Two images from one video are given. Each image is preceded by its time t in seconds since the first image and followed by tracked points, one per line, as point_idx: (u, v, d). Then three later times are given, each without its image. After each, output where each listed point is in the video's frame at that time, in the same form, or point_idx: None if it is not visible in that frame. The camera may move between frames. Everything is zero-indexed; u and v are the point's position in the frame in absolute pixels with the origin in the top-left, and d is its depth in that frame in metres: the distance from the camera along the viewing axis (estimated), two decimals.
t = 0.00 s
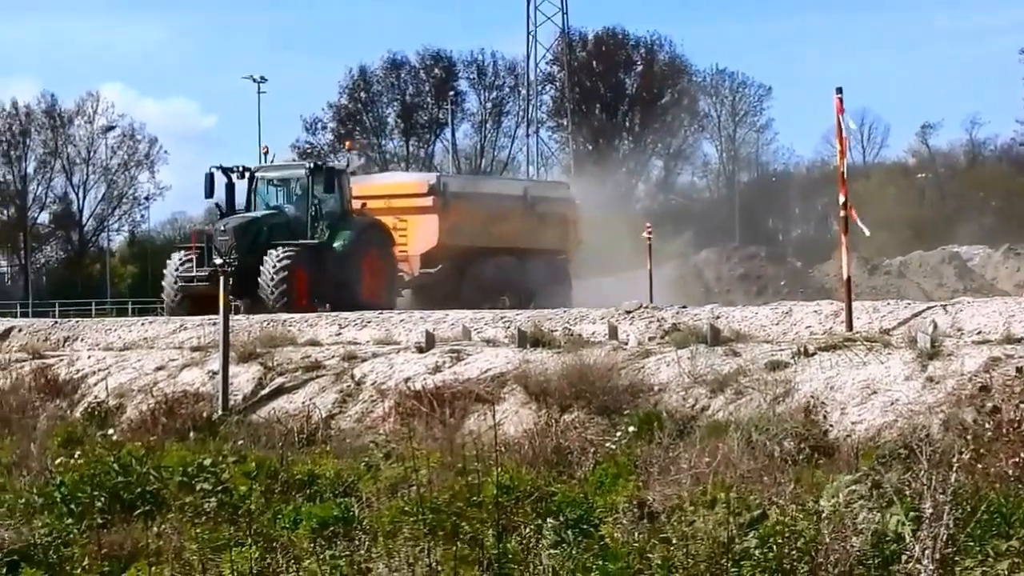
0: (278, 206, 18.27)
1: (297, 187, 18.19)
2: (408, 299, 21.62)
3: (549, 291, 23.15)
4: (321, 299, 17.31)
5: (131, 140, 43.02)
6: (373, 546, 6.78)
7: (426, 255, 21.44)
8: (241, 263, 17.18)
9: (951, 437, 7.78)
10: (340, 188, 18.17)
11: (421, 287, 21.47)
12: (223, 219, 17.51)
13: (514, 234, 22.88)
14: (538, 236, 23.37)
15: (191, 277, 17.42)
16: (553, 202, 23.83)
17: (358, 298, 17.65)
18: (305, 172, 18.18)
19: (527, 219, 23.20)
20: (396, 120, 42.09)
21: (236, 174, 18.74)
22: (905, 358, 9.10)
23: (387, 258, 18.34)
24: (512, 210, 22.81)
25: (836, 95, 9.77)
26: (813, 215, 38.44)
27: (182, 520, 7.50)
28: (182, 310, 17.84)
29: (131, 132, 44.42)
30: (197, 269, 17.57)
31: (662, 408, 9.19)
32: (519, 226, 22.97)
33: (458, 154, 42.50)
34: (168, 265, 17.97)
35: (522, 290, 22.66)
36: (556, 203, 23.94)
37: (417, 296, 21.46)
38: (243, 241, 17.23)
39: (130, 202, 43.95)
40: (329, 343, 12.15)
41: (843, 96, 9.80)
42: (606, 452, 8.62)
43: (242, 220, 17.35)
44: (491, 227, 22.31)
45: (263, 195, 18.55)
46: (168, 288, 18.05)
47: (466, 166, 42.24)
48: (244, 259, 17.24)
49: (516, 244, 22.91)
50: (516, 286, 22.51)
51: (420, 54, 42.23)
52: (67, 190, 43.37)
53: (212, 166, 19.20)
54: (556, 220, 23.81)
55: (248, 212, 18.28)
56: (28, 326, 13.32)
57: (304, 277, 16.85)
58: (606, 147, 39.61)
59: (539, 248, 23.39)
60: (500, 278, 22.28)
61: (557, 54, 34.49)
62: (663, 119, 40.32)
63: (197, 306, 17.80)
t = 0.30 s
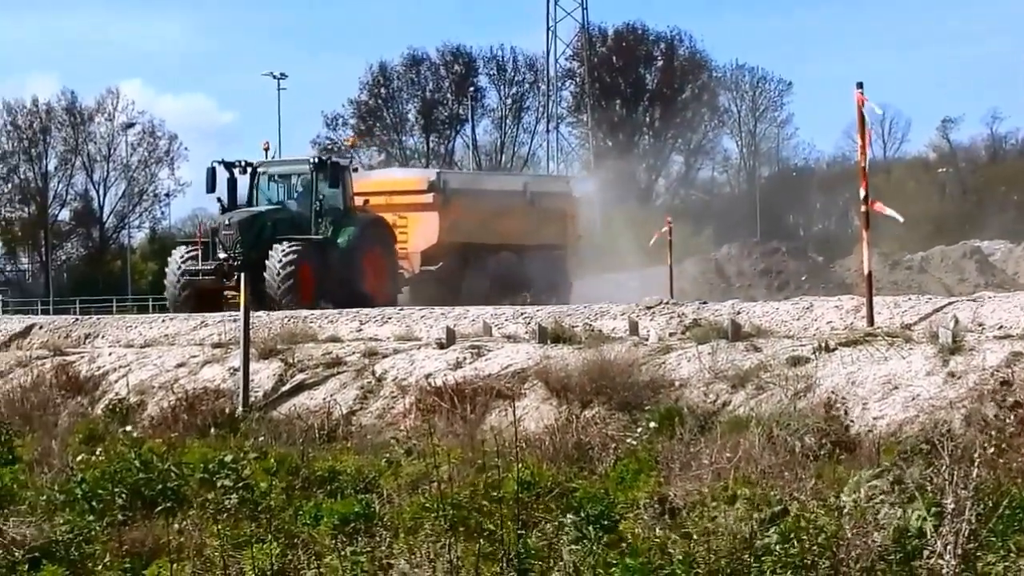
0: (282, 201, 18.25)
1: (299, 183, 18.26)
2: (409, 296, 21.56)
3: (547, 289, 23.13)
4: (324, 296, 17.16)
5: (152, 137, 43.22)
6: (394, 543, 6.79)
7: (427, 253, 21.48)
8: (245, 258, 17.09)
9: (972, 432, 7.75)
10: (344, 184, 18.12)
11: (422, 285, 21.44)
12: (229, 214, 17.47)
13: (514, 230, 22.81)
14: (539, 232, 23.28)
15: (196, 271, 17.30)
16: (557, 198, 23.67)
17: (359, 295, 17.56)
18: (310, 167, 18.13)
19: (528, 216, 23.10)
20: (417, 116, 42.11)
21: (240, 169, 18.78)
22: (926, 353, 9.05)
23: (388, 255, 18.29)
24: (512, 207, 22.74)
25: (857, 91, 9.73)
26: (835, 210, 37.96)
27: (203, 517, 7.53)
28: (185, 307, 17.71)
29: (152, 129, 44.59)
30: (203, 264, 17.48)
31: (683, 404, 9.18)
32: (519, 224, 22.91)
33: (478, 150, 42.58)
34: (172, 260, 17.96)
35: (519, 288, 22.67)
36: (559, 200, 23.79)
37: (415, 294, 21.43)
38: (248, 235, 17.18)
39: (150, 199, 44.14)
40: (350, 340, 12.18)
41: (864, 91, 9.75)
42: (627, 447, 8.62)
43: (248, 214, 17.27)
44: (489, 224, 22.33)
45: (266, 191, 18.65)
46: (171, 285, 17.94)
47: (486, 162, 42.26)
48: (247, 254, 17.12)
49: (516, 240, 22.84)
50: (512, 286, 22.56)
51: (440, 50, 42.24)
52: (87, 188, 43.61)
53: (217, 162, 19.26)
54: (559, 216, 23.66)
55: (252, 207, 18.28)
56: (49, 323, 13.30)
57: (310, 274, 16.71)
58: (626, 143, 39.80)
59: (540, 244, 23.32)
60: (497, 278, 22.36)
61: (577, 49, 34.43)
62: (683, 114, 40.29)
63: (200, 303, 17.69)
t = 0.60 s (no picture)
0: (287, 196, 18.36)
1: (302, 179, 18.39)
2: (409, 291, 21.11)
3: (549, 282, 23.10)
4: (333, 290, 16.90)
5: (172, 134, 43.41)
6: (415, 539, 6.81)
7: (429, 247, 21.03)
8: (253, 254, 17.15)
9: (995, 426, 7.71)
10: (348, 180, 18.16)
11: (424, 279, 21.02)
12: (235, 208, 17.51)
13: (512, 224, 22.61)
14: (537, 226, 23.29)
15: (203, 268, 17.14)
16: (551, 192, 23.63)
17: (366, 289, 17.31)
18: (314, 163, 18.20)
19: (529, 210, 23.12)
20: (437, 112, 42.14)
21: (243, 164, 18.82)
22: (948, 348, 9.02)
23: (393, 251, 18.14)
24: (514, 201, 22.68)
25: (878, 85, 9.67)
26: (857, 205, 37.92)
27: (224, 513, 7.55)
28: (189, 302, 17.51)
29: (173, 126, 44.74)
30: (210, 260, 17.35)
31: (704, 399, 9.16)
32: (520, 218, 22.88)
33: (498, 146, 42.59)
34: (177, 258, 17.77)
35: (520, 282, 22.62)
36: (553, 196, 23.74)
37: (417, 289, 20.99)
38: (255, 231, 17.24)
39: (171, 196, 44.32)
40: (370, 336, 12.19)
41: (885, 85, 9.70)
42: (648, 443, 8.61)
43: (254, 211, 17.31)
44: (491, 218, 22.08)
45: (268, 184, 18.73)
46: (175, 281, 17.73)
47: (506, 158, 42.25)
48: (255, 250, 17.20)
49: (513, 234, 22.64)
50: (514, 280, 22.48)
51: (460, 46, 42.22)
52: (108, 185, 43.83)
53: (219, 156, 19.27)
54: (558, 209, 23.86)
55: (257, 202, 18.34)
56: (70, 320, 13.32)
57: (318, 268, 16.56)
58: (647, 138, 39.59)
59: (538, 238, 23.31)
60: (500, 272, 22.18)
61: (596, 44, 34.30)
62: (704, 109, 39.80)
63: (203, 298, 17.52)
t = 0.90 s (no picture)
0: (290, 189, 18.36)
1: (303, 173, 18.41)
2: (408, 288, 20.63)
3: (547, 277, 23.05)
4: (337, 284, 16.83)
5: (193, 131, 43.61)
6: (436, 534, 6.82)
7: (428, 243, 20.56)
8: (259, 250, 17.25)
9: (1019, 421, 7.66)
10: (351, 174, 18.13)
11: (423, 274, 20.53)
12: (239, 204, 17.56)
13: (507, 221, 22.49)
14: (532, 222, 23.33)
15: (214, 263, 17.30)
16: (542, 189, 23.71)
17: (370, 282, 17.25)
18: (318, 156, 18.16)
19: (525, 206, 23.19)
20: (458, 108, 42.20)
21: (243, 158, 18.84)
22: (970, 342, 8.97)
23: (397, 244, 18.03)
24: (511, 196, 22.69)
25: (897, 78, 9.64)
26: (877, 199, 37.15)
27: (246, 509, 7.58)
28: (196, 296, 17.71)
29: (193, 123, 44.89)
30: (219, 255, 17.47)
31: (725, 394, 9.13)
32: (517, 214, 22.89)
33: (519, 141, 42.63)
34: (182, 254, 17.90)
35: (519, 278, 22.51)
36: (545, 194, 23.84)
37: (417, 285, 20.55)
38: (262, 226, 17.28)
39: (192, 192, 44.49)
40: (391, 332, 12.21)
41: (905, 79, 9.66)
42: (669, 438, 8.59)
43: (261, 206, 17.35)
44: (488, 214, 21.93)
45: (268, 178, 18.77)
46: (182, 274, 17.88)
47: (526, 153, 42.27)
48: (261, 246, 17.26)
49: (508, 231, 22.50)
50: (512, 276, 22.31)
51: (479, 41, 42.25)
52: (129, 181, 44.06)
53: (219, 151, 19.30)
54: (551, 206, 23.98)
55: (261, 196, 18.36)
56: (91, 317, 13.39)
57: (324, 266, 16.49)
58: (667, 133, 39.62)
59: (534, 235, 23.32)
60: (499, 268, 22.03)
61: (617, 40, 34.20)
62: (724, 104, 40.07)
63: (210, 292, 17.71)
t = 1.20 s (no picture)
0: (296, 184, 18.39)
1: (305, 168, 18.47)
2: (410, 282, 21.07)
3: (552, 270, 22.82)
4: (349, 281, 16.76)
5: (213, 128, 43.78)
6: (457, 530, 6.84)
7: (430, 237, 20.95)
8: (269, 245, 17.25)
9: None
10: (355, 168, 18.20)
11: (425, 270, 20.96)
12: (248, 200, 17.54)
13: (513, 214, 22.38)
14: (534, 215, 22.94)
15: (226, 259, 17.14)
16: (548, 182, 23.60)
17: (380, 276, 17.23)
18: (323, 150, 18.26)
19: (526, 198, 22.79)
20: (477, 104, 42.20)
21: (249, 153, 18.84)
22: (991, 337, 8.93)
23: (403, 239, 18.04)
24: (511, 189, 22.35)
25: (919, 72, 9.58)
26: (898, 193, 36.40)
27: (266, 505, 7.61)
28: (204, 294, 17.45)
29: (213, 119, 45.01)
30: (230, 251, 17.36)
31: (746, 389, 9.11)
32: (518, 207, 22.53)
33: (539, 137, 42.63)
34: (189, 251, 17.67)
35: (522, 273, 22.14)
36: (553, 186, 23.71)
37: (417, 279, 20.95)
38: (270, 220, 17.26)
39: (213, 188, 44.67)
40: (412, 327, 12.23)
41: (926, 73, 9.60)
42: (689, 434, 8.57)
43: (270, 201, 17.34)
44: (488, 208, 21.76)
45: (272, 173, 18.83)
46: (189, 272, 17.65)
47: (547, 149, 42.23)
48: (272, 241, 17.27)
49: (514, 226, 22.39)
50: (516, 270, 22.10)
51: (499, 36, 42.23)
52: (150, 178, 44.24)
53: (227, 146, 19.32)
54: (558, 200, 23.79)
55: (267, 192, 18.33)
56: (112, 313, 13.44)
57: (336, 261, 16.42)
58: (687, 129, 39.09)
59: (536, 228, 22.97)
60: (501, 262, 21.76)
61: (636, 36, 34.07)
62: (744, 98, 39.93)
63: (218, 290, 17.46)
